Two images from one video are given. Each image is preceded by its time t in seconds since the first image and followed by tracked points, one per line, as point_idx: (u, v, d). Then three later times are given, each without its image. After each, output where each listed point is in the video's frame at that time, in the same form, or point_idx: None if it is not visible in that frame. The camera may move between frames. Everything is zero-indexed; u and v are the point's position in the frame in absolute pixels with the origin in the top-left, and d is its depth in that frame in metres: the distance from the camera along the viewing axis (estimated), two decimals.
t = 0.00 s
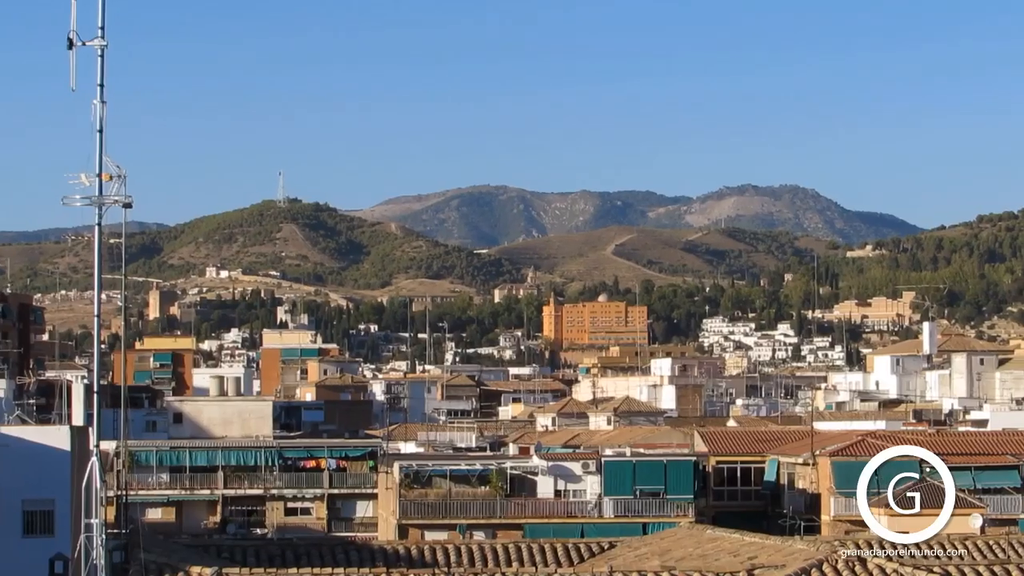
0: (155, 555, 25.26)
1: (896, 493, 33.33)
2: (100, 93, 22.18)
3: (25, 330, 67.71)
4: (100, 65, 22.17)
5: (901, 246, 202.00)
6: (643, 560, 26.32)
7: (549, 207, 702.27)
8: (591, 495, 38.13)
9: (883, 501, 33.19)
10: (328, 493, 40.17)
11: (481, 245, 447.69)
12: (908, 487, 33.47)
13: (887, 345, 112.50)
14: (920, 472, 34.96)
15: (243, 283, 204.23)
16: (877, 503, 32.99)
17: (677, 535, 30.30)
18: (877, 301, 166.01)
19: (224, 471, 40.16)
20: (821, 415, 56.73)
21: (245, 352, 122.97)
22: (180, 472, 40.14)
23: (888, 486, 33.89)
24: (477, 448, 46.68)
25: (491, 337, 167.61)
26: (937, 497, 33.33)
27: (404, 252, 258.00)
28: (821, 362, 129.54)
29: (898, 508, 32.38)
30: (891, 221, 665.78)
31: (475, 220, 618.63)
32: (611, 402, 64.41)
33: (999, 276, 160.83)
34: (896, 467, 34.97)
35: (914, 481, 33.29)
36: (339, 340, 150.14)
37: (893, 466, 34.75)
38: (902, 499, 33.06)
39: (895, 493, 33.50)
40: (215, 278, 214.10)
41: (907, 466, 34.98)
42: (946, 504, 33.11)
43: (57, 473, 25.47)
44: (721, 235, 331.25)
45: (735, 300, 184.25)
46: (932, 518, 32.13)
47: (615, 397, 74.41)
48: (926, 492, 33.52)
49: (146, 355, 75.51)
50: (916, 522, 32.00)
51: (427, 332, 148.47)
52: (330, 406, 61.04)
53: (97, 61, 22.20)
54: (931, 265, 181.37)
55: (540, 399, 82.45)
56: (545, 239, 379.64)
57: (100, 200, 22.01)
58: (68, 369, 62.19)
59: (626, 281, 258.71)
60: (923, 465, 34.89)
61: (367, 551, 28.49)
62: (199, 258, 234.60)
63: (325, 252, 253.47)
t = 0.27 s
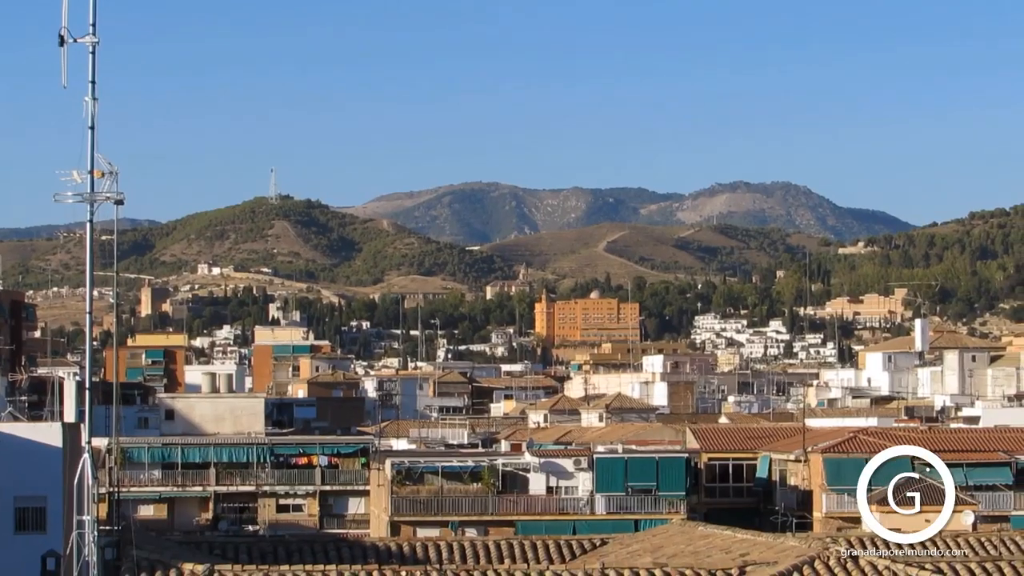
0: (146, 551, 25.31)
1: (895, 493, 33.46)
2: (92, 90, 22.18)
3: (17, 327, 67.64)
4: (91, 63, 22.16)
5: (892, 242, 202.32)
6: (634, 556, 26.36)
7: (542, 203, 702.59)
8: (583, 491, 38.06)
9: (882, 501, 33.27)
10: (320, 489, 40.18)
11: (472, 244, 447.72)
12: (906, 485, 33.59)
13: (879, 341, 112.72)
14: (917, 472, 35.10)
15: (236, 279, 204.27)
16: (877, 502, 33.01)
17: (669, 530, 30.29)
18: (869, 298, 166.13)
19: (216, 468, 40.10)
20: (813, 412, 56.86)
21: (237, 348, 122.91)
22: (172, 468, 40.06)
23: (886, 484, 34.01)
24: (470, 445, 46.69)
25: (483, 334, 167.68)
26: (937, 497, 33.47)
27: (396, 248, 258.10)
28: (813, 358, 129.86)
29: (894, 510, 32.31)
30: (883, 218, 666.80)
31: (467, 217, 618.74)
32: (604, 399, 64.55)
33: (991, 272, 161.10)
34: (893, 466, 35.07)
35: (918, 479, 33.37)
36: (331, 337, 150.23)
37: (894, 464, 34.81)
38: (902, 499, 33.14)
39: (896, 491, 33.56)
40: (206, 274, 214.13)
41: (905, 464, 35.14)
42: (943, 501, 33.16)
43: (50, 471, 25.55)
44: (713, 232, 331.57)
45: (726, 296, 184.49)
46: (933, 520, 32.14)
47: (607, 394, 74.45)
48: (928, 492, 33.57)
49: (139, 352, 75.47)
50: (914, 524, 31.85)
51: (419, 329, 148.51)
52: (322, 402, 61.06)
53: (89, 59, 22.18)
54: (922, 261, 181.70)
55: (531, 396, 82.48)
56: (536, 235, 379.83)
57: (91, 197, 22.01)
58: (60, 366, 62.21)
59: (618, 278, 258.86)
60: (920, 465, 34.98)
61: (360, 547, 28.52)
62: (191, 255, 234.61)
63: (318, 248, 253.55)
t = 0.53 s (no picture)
0: (137, 547, 25.23)
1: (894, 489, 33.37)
2: (84, 84, 22.12)
3: (8, 324, 67.50)
4: (83, 59, 22.08)
5: (884, 239, 202.24)
6: (626, 552, 26.34)
7: (534, 199, 702.46)
8: (574, 487, 38.00)
9: (880, 499, 33.20)
10: (311, 486, 40.16)
11: (463, 241, 447.36)
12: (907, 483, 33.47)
13: (871, 337, 112.63)
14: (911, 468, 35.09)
15: (228, 275, 204.10)
16: (876, 500, 32.88)
17: (661, 527, 30.23)
18: (861, 294, 166.12)
19: (208, 465, 40.08)
20: (803, 407, 56.92)
21: (229, 344, 122.69)
22: (163, 465, 40.02)
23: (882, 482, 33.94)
24: (461, 441, 46.70)
25: (475, 330, 167.57)
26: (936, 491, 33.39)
27: (388, 245, 257.98)
28: (805, 355, 129.87)
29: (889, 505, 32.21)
30: (875, 215, 667.26)
31: (459, 213, 618.39)
32: (596, 395, 64.55)
33: (983, 268, 161.09)
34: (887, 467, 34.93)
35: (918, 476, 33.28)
36: (322, 333, 150.17)
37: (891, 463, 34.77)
38: (901, 497, 33.03)
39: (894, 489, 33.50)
40: (198, 271, 213.95)
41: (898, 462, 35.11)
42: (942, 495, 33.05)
43: (41, 467, 25.53)
44: (705, 228, 331.56)
45: (718, 293, 184.55)
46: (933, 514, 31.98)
47: (600, 389, 74.41)
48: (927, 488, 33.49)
49: (130, 348, 75.39)
50: (914, 521, 31.60)
51: (411, 325, 148.35)
52: (313, 398, 61.01)
53: (80, 55, 22.13)
54: (914, 257, 181.93)
55: (524, 392, 82.45)
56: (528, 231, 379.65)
57: (82, 193, 21.95)
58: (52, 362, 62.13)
59: (610, 274, 258.78)
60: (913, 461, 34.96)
61: (352, 544, 28.32)
62: (183, 251, 234.44)
63: (309, 244, 253.32)
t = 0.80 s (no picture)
0: (128, 546, 25.15)
1: (894, 488, 33.24)
2: (75, 83, 22.06)
3: None
4: (74, 58, 22.03)
5: (874, 237, 202.42)
6: (615, 551, 26.29)
7: (524, 198, 701.98)
8: (565, 486, 37.96)
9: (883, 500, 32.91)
10: (301, 484, 40.07)
11: (453, 238, 447.24)
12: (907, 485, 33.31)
13: (861, 337, 112.65)
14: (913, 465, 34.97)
15: (217, 273, 203.86)
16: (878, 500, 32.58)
17: (651, 526, 30.15)
18: (851, 292, 165.65)
19: (198, 463, 39.95)
20: (793, 406, 56.77)
21: (218, 343, 122.25)
22: (153, 463, 39.92)
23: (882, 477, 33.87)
24: (450, 439, 46.54)
25: (465, 328, 167.20)
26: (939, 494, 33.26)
27: (378, 244, 257.52)
28: (794, 354, 129.63)
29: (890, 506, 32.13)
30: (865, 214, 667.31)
31: (449, 212, 617.59)
32: (586, 393, 64.48)
33: (973, 266, 161.31)
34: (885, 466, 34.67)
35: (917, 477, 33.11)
36: (312, 332, 149.73)
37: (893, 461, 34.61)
38: (903, 497, 32.93)
39: (894, 489, 33.37)
40: (187, 268, 213.68)
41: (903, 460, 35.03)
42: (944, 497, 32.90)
43: (30, 466, 25.59)
44: (695, 227, 331.09)
45: (708, 292, 184.10)
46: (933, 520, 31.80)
47: (589, 387, 74.15)
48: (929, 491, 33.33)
49: (119, 346, 75.18)
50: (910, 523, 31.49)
51: (400, 324, 147.86)
52: (304, 395, 60.91)
53: (71, 53, 22.07)
54: (904, 256, 181.65)
55: (513, 391, 82.17)
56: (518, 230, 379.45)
57: (72, 192, 21.90)
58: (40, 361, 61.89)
59: (600, 273, 258.45)
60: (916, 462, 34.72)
61: (341, 543, 28.21)
62: (173, 250, 233.86)
63: (299, 241, 253.21)
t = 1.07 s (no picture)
0: (118, 546, 25.08)
1: (895, 485, 33.36)
2: (64, 83, 22.01)
3: None
4: (63, 57, 21.96)
5: (864, 237, 202.51)
6: (605, 550, 26.26)
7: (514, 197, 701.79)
8: (555, 486, 37.91)
9: (881, 499, 33.16)
10: (291, 485, 40.04)
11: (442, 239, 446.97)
12: (904, 484, 33.47)
13: (850, 335, 112.91)
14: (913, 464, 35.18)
15: (207, 273, 203.77)
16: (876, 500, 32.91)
17: (642, 526, 30.14)
18: (841, 292, 165.59)
19: (188, 463, 39.89)
20: (784, 405, 56.97)
21: (208, 344, 122.29)
22: (143, 463, 39.85)
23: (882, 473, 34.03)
24: (441, 439, 46.62)
25: (454, 328, 167.21)
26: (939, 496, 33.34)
27: (367, 243, 257.56)
28: (785, 354, 130.06)
29: (890, 507, 32.31)
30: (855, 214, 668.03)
31: (439, 211, 617.35)
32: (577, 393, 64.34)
33: (962, 266, 161.38)
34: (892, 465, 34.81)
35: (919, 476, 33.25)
36: (302, 332, 149.67)
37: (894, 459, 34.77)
38: (904, 497, 33.06)
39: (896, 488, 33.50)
40: (177, 269, 213.26)
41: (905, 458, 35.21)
42: (945, 498, 33.02)
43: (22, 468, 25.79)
44: (686, 227, 331.29)
45: (698, 291, 183.99)
46: (933, 520, 31.90)
47: (579, 387, 74.20)
48: (929, 492, 33.46)
49: (109, 347, 75.14)
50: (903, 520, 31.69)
51: (390, 324, 147.90)
52: (294, 396, 60.86)
53: (60, 53, 22.03)
54: (894, 255, 181.82)
55: (503, 391, 82.20)
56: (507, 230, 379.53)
57: (62, 191, 21.85)
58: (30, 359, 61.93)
59: (590, 272, 258.83)
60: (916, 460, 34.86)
61: (332, 543, 28.16)
62: (163, 250, 233.78)
63: (289, 241, 253.15)
